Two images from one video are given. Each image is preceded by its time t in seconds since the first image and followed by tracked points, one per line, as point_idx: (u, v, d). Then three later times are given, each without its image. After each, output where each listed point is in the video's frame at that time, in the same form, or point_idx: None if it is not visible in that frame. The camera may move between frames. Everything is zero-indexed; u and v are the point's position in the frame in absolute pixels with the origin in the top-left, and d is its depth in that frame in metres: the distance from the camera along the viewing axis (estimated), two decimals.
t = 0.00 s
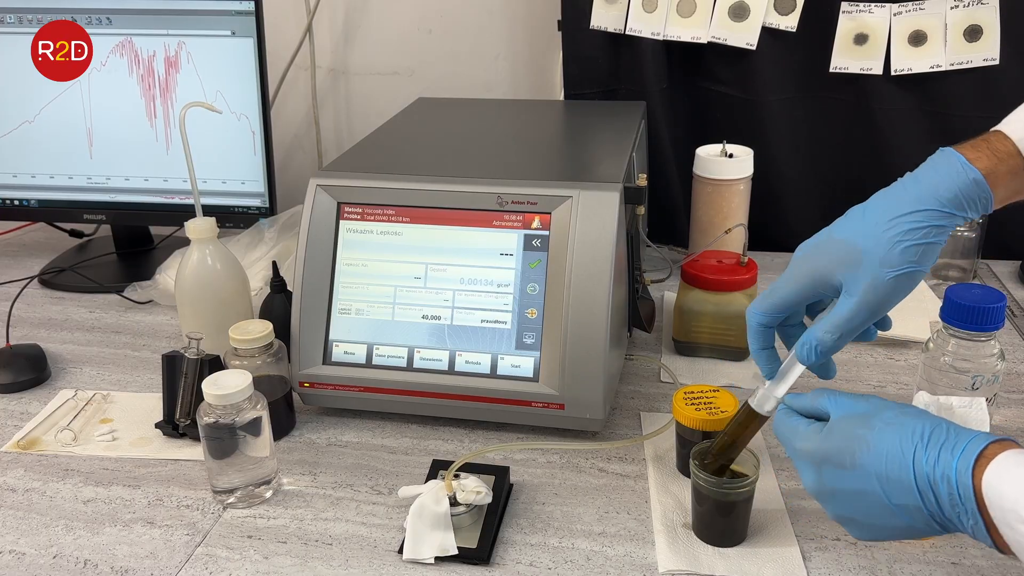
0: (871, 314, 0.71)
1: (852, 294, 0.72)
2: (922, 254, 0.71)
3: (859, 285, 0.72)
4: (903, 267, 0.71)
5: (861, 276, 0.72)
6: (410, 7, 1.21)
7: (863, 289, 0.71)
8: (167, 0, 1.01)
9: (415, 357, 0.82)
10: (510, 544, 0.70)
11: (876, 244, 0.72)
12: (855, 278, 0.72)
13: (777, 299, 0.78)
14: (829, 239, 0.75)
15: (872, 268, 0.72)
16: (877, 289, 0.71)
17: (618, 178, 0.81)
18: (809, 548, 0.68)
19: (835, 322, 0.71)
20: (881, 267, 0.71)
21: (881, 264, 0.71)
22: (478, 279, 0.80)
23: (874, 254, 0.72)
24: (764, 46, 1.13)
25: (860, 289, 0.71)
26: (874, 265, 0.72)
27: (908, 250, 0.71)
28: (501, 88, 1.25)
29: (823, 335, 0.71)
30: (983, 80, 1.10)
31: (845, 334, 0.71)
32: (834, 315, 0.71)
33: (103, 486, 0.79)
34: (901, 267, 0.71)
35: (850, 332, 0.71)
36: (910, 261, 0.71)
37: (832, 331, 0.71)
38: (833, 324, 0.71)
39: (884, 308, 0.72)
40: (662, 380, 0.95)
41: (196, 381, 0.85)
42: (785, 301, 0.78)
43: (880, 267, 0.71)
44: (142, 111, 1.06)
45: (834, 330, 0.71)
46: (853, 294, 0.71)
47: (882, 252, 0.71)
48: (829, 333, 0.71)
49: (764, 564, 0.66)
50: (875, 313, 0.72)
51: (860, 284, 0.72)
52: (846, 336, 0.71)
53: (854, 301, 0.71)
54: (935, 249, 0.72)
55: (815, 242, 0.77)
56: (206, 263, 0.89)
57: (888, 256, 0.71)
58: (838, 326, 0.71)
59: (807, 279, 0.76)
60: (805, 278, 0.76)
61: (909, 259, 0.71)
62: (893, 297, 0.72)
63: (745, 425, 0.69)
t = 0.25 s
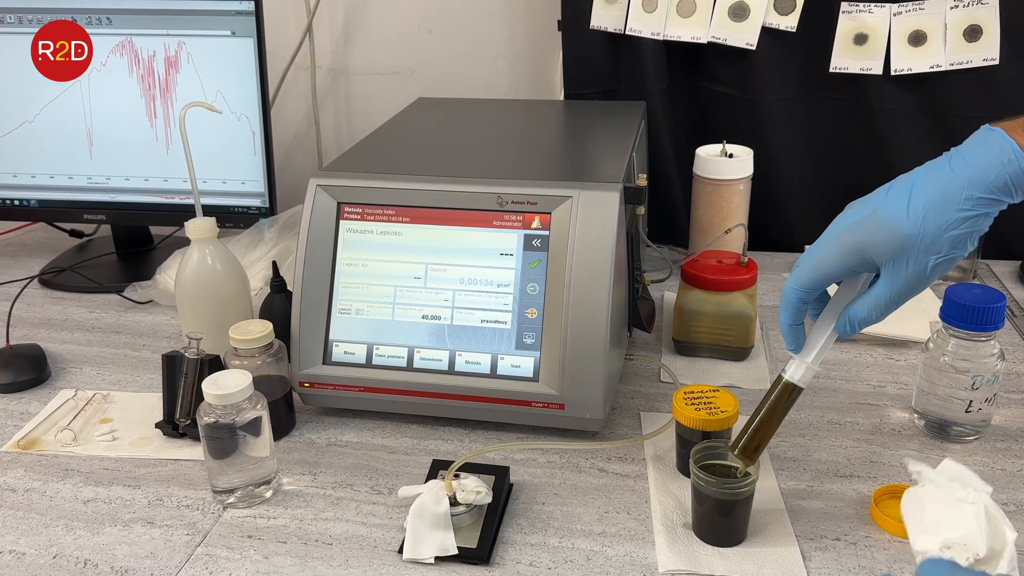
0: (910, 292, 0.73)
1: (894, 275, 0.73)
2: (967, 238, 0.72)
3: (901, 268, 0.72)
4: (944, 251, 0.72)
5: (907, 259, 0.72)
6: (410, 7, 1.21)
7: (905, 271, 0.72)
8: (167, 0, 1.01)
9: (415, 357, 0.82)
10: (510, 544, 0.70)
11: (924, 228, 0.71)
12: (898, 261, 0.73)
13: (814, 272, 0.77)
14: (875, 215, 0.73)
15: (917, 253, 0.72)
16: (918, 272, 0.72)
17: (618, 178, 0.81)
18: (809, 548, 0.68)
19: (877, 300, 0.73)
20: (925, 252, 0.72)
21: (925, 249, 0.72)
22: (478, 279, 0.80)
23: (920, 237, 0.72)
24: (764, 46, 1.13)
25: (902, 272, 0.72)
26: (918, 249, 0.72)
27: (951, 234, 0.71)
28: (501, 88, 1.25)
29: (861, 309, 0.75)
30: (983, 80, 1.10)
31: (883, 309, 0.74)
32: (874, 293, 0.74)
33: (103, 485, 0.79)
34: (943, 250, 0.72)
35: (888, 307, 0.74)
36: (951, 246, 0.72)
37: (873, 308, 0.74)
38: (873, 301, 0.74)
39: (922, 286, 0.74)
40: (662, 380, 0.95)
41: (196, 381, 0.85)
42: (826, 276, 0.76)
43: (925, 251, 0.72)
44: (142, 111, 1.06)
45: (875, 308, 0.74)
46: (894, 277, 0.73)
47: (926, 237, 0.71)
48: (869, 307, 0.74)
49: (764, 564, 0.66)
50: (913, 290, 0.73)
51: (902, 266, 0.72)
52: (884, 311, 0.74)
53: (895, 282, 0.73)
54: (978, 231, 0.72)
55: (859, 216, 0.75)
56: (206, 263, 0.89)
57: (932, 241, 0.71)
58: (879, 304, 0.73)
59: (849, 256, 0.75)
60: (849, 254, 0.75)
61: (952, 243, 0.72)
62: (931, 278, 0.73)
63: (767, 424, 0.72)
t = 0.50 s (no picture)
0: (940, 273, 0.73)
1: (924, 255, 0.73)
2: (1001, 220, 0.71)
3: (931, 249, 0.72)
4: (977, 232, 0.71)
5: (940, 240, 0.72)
6: (410, 7, 1.21)
7: (936, 250, 0.72)
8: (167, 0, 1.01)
9: (415, 357, 0.82)
10: (510, 544, 0.70)
11: (961, 211, 0.70)
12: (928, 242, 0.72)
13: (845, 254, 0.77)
14: (908, 195, 0.73)
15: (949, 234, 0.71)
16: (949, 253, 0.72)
17: (618, 178, 0.81)
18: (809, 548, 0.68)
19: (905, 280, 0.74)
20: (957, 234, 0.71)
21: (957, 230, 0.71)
22: (478, 279, 0.80)
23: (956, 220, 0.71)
24: (764, 46, 1.13)
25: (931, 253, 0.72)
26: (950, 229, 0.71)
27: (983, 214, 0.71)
28: (501, 88, 1.25)
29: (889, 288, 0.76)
30: (983, 80, 1.10)
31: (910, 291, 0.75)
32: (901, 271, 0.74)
33: (103, 485, 0.79)
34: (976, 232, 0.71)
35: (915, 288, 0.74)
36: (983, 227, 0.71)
37: (903, 289, 0.75)
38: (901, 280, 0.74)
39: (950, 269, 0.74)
40: (662, 380, 0.95)
41: (196, 381, 0.85)
42: (858, 255, 0.76)
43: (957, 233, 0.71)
44: (142, 111, 1.06)
45: (904, 291, 0.74)
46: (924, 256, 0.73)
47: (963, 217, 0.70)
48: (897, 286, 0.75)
49: (764, 564, 0.66)
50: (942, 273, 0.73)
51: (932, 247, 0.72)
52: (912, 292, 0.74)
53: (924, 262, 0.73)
54: (1015, 216, 0.71)
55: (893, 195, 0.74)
56: (206, 263, 0.89)
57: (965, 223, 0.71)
58: (908, 285, 0.74)
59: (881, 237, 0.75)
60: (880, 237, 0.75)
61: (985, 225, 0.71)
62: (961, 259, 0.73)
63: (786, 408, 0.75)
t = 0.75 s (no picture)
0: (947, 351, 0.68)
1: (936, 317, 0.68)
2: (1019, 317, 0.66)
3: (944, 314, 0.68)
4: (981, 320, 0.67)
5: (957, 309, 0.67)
6: (410, 7, 1.21)
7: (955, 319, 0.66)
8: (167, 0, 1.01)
9: (415, 357, 0.82)
10: (510, 544, 0.70)
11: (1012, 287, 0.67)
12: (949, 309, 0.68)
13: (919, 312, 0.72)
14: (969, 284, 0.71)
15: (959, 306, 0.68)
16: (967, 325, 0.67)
17: (618, 178, 0.81)
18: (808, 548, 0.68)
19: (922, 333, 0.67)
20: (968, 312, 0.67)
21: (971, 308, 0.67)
22: (478, 279, 0.80)
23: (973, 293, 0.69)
24: (765, 46, 1.13)
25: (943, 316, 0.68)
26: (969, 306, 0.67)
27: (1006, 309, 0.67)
28: (501, 88, 1.25)
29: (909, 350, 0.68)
30: (983, 80, 1.10)
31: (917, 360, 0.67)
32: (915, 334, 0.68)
33: (103, 485, 0.79)
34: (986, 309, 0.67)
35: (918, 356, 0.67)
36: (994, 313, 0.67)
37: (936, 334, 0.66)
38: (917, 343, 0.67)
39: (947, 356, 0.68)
40: (662, 380, 0.95)
41: (196, 381, 0.85)
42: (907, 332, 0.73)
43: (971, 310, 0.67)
44: (142, 111, 1.06)
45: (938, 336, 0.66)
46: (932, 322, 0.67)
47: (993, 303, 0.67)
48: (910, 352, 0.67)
49: (764, 564, 0.66)
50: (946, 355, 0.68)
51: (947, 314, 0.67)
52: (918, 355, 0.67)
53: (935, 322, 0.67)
54: None
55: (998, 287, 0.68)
56: (206, 263, 0.89)
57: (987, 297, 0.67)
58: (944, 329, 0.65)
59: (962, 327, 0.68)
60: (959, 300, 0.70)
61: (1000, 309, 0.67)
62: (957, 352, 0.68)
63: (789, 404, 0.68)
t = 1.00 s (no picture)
0: (936, 305, 0.54)
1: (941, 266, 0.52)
2: None
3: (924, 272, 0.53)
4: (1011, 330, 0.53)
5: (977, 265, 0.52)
6: (410, 7, 1.21)
7: (960, 242, 0.52)
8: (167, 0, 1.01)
9: (415, 357, 0.82)
10: (510, 544, 0.70)
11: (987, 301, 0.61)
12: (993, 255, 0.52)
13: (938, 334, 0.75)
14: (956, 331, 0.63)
15: (1002, 289, 0.52)
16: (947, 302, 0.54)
17: (618, 178, 0.81)
18: (808, 548, 0.68)
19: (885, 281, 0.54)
20: (1004, 299, 0.52)
21: (1008, 293, 0.52)
22: (478, 279, 0.80)
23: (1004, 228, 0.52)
24: (765, 46, 1.13)
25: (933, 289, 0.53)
26: (1001, 281, 0.52)
27: None
28: (501, 87, 1.25)
29: (902, 225, 0.52)
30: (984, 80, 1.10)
31: (911, 310, 0.55)
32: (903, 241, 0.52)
33: (103, 485, 0.79)
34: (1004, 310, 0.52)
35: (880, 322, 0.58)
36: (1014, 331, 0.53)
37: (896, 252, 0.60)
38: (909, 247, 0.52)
39: (957, 337, 0.55)
40: (662, 380, 0.95)
41: (196, 381, 0.85)
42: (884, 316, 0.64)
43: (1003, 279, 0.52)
44: (142, 111, 1.06)
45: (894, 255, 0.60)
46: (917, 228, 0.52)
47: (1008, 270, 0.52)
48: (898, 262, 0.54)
49: (764, 564, 0.66)
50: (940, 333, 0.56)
51: (955, 268, 0.52)
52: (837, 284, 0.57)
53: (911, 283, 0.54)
54: None
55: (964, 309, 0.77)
56: (206, 263, 0.89)
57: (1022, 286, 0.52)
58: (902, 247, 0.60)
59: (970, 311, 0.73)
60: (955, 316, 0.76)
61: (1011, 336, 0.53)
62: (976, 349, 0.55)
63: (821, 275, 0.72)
